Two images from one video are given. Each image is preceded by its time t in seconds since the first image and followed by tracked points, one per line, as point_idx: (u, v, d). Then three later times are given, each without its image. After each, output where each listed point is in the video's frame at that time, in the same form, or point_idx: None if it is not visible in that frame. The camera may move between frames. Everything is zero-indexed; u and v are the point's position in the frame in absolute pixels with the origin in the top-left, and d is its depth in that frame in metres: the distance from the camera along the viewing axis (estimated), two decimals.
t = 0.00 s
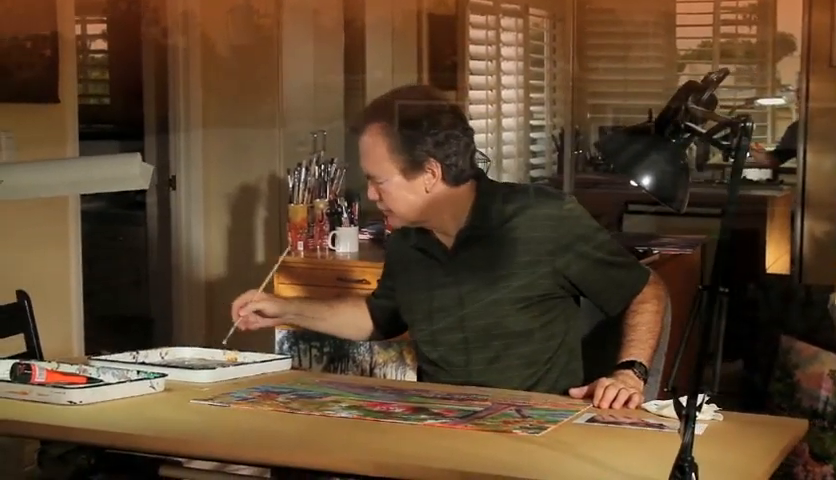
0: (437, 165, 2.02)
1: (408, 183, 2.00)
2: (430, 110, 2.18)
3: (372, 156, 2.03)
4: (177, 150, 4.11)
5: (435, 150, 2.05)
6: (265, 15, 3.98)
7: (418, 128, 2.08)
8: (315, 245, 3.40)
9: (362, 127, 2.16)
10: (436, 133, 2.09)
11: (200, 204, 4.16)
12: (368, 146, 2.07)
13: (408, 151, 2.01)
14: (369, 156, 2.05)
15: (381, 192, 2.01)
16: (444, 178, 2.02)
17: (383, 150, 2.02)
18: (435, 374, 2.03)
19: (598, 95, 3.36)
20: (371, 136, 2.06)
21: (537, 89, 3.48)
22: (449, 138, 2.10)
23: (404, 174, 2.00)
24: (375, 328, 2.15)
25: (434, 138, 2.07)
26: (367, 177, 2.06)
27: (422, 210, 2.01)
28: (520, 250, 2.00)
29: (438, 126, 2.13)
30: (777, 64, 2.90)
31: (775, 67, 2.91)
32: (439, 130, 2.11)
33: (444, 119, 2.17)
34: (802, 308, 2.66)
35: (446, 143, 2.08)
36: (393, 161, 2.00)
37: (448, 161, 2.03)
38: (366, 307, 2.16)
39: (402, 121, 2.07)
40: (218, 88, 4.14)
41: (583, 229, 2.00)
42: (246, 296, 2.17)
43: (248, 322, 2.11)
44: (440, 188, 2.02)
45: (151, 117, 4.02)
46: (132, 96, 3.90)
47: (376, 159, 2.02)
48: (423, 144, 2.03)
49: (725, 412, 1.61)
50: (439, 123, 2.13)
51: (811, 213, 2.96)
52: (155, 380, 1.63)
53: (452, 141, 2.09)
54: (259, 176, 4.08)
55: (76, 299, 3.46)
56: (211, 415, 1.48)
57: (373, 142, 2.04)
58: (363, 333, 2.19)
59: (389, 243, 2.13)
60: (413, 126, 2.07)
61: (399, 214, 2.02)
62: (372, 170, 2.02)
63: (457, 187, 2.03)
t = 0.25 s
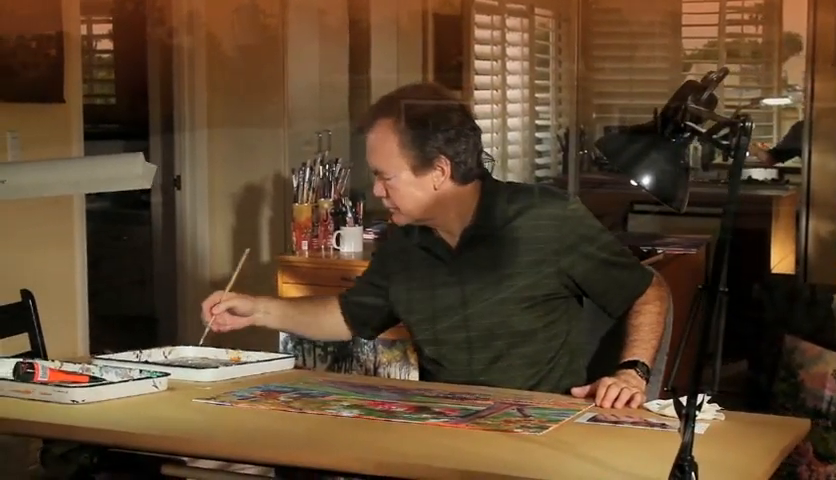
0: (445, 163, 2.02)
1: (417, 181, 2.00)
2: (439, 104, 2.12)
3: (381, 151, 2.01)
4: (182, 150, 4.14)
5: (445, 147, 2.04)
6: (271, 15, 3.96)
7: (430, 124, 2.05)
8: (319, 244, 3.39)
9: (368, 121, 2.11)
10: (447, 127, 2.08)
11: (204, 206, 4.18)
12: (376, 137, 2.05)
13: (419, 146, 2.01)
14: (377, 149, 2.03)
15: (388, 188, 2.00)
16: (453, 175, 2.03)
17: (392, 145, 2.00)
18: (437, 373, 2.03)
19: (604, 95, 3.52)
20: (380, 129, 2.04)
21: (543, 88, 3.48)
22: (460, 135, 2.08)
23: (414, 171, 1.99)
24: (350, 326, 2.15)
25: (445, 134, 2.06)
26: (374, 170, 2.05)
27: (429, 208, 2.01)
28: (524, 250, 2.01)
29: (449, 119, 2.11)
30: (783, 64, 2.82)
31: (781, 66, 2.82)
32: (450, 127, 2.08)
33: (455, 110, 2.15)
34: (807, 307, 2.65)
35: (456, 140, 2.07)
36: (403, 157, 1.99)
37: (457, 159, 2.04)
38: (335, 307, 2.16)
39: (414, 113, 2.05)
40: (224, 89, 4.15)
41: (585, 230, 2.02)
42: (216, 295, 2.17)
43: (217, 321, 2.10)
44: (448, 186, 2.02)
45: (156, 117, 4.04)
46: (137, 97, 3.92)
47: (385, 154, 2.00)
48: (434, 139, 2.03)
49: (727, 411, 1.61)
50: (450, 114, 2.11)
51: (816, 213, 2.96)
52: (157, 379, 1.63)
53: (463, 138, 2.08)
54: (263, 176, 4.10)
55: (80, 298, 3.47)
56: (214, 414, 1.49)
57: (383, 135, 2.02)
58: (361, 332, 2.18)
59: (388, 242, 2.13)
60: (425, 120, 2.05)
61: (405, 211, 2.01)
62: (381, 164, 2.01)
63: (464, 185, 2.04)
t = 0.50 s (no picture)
0: (448, 162, 2.02)
1: (420, 179, 1.99)
2: (442, 104, 2.12)
3: (383, 150, 2.00)
4: (183, 150, 4.10)
5: (448, 146, 2.04)
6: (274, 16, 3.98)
7: (434, 123, 2.04)
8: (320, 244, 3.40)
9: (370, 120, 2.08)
10: (448, 126, 2.08)
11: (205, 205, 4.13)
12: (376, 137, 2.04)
13: (423, 146, 2.00)
14: (378, 148, 2.01)
15: (391, 187, 1.99)
16: (456, 175, 2.02)
17: (394, 144, 1.99)
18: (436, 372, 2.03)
19: (608, 95, 3.35)
20: (381, 129, 2.02)
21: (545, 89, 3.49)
22: (462, 135, 2.08)
23: (417, 169, 1.99)
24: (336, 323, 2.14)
25: (448, 134, 2.06)
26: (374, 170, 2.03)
27: (431, 207, 2.00)
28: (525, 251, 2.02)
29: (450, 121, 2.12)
30: (786, 64, 2.89)
31: (784, 66, 2.89)
32: (453, 127, 2.09)
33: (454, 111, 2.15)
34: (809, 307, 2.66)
35: (457, 140, 2.07)
36: (406, 156, 1.98)
37: (460, 159, 2.03)
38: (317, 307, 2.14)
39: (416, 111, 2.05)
40: (223, 88, 4.09)
41: (585, 230, 2.02)
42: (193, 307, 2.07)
43: (197, 339, 2.03)
44: (450, 186, 2.02)
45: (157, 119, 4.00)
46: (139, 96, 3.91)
47: (387, 153, 1.99)
48: (437, 139, 2.02)
49: (726, 411, 1.61)
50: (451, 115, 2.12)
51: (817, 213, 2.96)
52: (157, 378, 1.63)
53: (464, 138, 2.08)
54: (266, 176, 4.09)
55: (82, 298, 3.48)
56: (213, 414, 1.49)
57: (384, 134, 2.01)
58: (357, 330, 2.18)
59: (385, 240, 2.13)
60: (427, 119, 2.05)
61: (406, 210, 1.99)
62: (382, 163, 1.99)
63: (466, 185, 2.03)
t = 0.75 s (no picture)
0: (446, 164, 2.02)
1: (419, 182, 1.99)
2: (440, 106, 2.11)
3: (382, 152, 1.99)
4: (183, 150, 4.11)
5: (447, 148, 2.03)
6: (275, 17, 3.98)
7: (432, 125, 2.04)
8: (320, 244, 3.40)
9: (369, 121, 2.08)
10: (448, 128, 2.07)
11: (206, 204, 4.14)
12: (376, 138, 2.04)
13: (421, 149, 2.00)
14: (378, 149, 2.01)
15: (389, 190, 1.99)
16: (455, 177, 2.02)
17: (393, 146, 1.99)
18: (434, 372, 2.03)
19: (609, 95, 3.32)
20: (381, 129, 2.02)
21: (546, 90, 3.47)
22: (461, 136, 2.07)
23: (415, 172, 1.98)
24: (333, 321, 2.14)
25: (447, 136, 2.05)
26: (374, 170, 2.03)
27: (429, 209, 2.00)
28: (523, 252, 2.02)
29: (451, 123, 2.10)
30: (788, 64, 2.86)
31: (786, 66, 2.86)
32: (451, 128, 2.08)
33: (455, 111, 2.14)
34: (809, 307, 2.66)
35: (457, 142, 2.06)
36: (405, 158, 1.98)
37: (459, 161, 2.03)
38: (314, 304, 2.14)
39: (416, 113, 2.04)
40: (223, 90, 4.09)
41: (584, 231, 2.02)
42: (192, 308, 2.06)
43: (197, 340, 2.02)
44: (448, 188, 2.01)
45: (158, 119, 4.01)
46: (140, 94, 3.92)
47: (386, 155, 1.98)
48: (436, 141, 2.02)
49: (724, 411, 1.61)
50: (452, 116, 2.11)
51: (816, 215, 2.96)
52: (155, 378, 1.64)
53: (464, 141, 2.07)
54: (266, 176, 4.02)
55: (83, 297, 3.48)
56: (211, 413, 1.50)
57: (384, 136, 2.00)
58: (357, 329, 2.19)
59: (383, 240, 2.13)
60: (428, 121, 2.04)
61: (404, 212, 2.00)
62: (381, 165, 1.99)
63: (464, 186, 2.03)
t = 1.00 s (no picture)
0: (447, 164, 2.02)
1: (420, 181, 1.98)
2: (441, 105, 2.13)
3: (383, 152, 1.99)
4: (186, 151, 4.07)
5: (448, 149, 2.04)
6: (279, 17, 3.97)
7: (434, 126, 2.06)
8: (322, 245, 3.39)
9: (371, 122, 2.10)
10: (449, 131, 2.08)
11: (209, 205, 4.09)
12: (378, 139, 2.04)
13: (422, 150, 2.00)
14: (379, 149, 2.01)
15: (391, 189, 1.98)
16: (456, 177, 2.03)
17: (394, 146, 1.99)
18: (435, 371, 2.04)
19: (613, 95, 3.24)
20: (383, 130, 2.02)
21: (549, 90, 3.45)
22: (462, 137, 2.09)
23: (417, 172, 1.98)
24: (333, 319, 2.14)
25: (448, 137, 2.06)
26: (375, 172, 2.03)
27: (430, 209, 2.00)
28: (524, 252, 2.02)
29: (451, 124, 2.12)
30: (792, 64, 2.85)
31: (790, 66, 2.85)
32: (453, 129, 2.10)
33: (455, 116, 2.15)
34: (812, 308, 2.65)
35: (458, 144, 2.07)
36: (407, 158, 1.98)
37: (460, 161, 2.04)
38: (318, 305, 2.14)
39: (417, 115, 2.05)
40: (227, 91, 4.08)
41: (585, 231, 2.02)
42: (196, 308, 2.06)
43: (201, 340, 2.03)
44: (449, 187, 2.01)
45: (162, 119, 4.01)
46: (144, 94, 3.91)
47: (388, 155, 1.99)
48: (437, 141, 2.03)
49: (724, 411, 1.61)
50: (452, 120, 2.12)
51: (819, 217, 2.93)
52: (155, 377, 1.64)
53: (464, 143, 2.08)
54: (270, 176, 3.99)
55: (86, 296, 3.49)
56: (211, 413, 1.50)
57: (385, 136, 2.01)
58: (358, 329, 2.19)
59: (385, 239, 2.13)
60: (429, 123, 2.05)
61: (406, 212, 1.99)
62: (384, 164, 1.99)
63: (465, 186, 2.03)
